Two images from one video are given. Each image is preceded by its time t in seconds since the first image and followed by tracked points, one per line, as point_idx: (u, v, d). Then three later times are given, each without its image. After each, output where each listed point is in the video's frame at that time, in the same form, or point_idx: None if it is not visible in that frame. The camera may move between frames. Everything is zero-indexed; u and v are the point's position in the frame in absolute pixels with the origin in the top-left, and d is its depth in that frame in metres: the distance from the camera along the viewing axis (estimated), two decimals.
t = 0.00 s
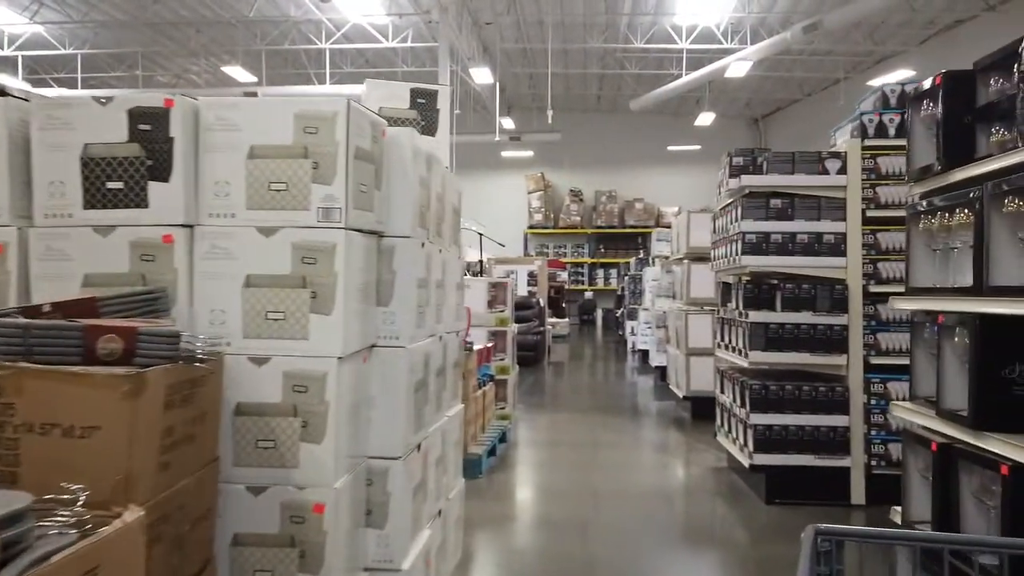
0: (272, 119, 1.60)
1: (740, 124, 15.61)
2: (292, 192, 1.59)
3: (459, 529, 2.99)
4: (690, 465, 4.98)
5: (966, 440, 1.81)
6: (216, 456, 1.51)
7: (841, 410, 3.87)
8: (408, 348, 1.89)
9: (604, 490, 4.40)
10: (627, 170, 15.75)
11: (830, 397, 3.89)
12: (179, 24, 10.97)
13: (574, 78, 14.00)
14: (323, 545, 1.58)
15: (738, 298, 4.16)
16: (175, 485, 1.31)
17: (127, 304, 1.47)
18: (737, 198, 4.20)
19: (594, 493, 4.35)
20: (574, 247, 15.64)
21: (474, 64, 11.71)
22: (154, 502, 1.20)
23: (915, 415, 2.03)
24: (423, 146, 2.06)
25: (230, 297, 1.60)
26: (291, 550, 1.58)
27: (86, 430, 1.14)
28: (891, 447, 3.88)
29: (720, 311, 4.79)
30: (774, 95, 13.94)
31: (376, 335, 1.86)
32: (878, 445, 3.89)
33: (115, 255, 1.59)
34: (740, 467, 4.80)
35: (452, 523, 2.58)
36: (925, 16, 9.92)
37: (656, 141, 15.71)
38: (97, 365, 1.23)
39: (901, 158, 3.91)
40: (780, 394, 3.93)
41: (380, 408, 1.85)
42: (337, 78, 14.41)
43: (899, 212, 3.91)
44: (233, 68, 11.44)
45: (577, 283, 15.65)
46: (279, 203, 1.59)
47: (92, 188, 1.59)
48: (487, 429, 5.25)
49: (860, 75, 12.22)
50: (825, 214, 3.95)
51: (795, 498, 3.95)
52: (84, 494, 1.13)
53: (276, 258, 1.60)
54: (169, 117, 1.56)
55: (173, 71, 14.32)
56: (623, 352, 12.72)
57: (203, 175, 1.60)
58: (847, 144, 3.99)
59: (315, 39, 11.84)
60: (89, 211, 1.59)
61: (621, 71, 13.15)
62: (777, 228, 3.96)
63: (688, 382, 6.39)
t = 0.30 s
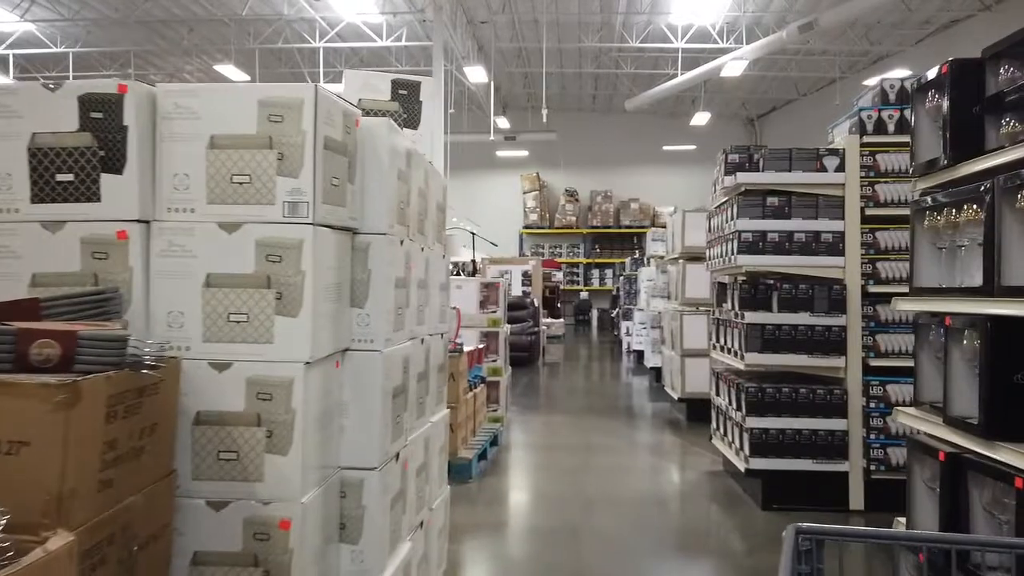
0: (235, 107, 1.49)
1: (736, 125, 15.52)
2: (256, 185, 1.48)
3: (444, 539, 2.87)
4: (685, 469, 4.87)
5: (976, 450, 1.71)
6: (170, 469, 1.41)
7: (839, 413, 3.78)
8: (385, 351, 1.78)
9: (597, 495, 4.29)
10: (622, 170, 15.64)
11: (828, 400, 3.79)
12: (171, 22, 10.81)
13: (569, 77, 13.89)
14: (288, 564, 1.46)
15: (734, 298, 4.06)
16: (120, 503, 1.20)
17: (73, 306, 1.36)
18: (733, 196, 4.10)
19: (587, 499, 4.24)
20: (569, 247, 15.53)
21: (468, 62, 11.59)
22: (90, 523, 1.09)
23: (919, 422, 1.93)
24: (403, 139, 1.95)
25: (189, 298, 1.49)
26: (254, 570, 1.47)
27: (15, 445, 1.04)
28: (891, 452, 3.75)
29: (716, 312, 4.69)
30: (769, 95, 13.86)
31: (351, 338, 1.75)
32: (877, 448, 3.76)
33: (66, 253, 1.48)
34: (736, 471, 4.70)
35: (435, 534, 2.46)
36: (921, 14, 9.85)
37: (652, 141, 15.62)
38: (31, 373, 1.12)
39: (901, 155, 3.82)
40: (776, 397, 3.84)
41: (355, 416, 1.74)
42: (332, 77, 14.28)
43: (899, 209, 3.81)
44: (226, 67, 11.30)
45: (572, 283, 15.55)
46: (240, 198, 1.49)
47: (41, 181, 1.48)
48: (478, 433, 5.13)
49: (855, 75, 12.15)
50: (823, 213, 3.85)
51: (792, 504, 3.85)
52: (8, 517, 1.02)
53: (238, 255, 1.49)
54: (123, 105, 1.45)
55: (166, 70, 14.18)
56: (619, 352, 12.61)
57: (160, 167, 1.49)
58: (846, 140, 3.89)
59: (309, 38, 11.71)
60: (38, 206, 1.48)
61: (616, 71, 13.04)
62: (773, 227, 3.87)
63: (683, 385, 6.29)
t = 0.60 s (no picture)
0: (199, 94, 1.39)
1: (732, 125, 15.46)
2: (221, 177, 1.38)
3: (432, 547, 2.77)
4: (682, 473, 4.77)
5: (990, 462, 1.63)
6: (128, 482, 1.31)
7: (839, 417, 3.69)
8: (364, 355, 1.68)
9: (592, 500, 4.20)
10: (619, 170, 15.55)
11: (828, 403, 3.70)
12: (164, 21, 10.66)
13: (565, 77, 13.80)
14: None
15: (732, 299, 3.96)
16: (64, 523, 1.10)
17: (23, 308, 1.26)
18: (731, 193, 4.00)
19: (582, 503, 4.15)
20: (566, 247, 15.43)
21: (464, 62, 11.48)
22: (24, 547, 1.00)
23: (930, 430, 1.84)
24: (385, 132, 1.86)
25: (151, 299, 1.39)
26: None
27: None
28: (893, 456, 3.63)
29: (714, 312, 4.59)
30: (766, 94, 13.79)
31: (327, 341, 1.65)
32: (879, 453, 3.64)
33: (18, 251, 1.38)
34: (734, 474, 4.60)
35: (421, 544, 2.36)
36: (918, 14, 9.81)
37: (649, 141, 15.54)
38: None
39: (902, 152, 3.74)
40: (775, 400, 3.75)
41: (332, 423, 1.64)
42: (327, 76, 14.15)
43: (900, 208, 3.73)
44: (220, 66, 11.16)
45: (569, 283, 15.47)
46: (205, 191, 1.39)
47: None
48: (471, 436, 5.03)
49: (852, 74, 12.11)
50: (823, 211, 3.76)
51: (792, 509, 3.76)
52: None
53: (202, 252, 1.39)
54: (78, 91, 1.35)
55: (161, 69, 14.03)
56: (615, 352, 12.53)
57: (120, 160, 1.39)
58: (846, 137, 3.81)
59: (304, 37, 11.58)
60: None
61: (613, 70, 12.95)
62: (773, 226, 3.77)
63: (680, 386, 6.20)
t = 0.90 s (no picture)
0: (164, 79, 1.30)
1: (732, 125, 15.37)
2: (188, 167, 1.29)
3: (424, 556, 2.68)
4: (682, 477, 4.68)
5: (1009, 470, 1.55)
6: (87, 494, 1.22)
7: (843, 419, 3.60)
8: (346, 357, 1.59)
9: (590, 504, 4.10)
10: (619, 170, 15.46)
11: (831, 406, 3.61)
12: (160, 19, 10.54)
13: (564, 76, 13.69)
14: None
15: (733, 299, 3.87)
16: (9, 541, 1.01)
17: None
18: (732, 190, 3.90)
19: (579, 508, 4.06)
20: (565, 247, 15.32)
21: (463, 61, 11.38)
22: None
23: (945, 439, 1.76)
24: (370, 122, 1.76)
25: (114, 298, 1.30)
26: None
27: None
28: (898, 460, 3.54)
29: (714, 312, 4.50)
30: (766, 94, 13.69)
31: (307, 343, 1.56)
32: (884, 457, 3.55)
33: None
34: (735, 478, 4.51)
35: (411, 553, 2.27)
36: (919, 13, 9.73)
37: (648, 140, 15.44)
38: None
39: (908, 149, 3.65)
40: (777, 402, 3.65)
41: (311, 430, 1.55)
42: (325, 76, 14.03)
43: (905, 206, 3.64)
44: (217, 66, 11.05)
45: (568, 283, 15.36)
46: (171, 182, 1.30)
47: None
48: (467, 439, 4.93)
49: (852, 74, 12.02)
50: (826, 209, 3.67)
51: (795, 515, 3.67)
52: None
53: (169, 248, 1.30)
54: (34, 74, 1.25)
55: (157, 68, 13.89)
56: (614, 352, 12.43)
57: (82, 148, 1.30)
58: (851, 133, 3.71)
59: (301, 36, 11.47)
60: None
61: (612, 70, 12.85)
62: (774, 223, 3.68)
63: (680, 388, 6.11)
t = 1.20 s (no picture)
0: (135, 66, 1.23)
1: (731, 125, 15.31)
2: (160, 161, 1.22)
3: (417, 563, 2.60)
4: (682, 479, 4.61)
5: None
6: (51, 507, 1.15)
7: (846, 422, 3.52)
8: (331, 360, 1.51)
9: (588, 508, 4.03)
10: (618, 170, 15.39)
11: (834, 408, 3.54)
12: (159, 19, 10.46)
13: (564, 76, 13.62)
14: None
15: (734, 299, 3.80)
16: None
17: None
18: (733, 190, 3.83)
19: (578, 511, 3.99)
20: (565, 247, 15.22)
21: (462, 61, 11.32)
22: None
23: (958, 448, 1.70)
24: (357, 116, 1.69)
25: (82, 299, 1.23)
26: None
27: None
28: (902, 464, 3.46)
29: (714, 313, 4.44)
30: (766, 94, 13.63)
31: (290, 346, 1.49)
32: (888, 461, 3.48)
33: None
34: (736, 481, 4.44)
35: (402, 560, 2.20)
36: (919, 13, 9.66)
37: (648, 140, 15.38)
38: None
39: (912, 147, 3.58)
40: (779, 405, 3.57)
41: (294, 437, 1.48)
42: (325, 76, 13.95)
43: (909, 204, 3.57)
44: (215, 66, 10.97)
45: (568, 283, 15.28)
46: (142, 177, 1.23)
47: None
48: (464, 441, 4.85)
49: (852, 74, 11.96)
50: (829, 207, 3.59)
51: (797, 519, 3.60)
52: None
53: (138, 246, 1.23)
54: None
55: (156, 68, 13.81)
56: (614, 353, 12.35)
57: (49, 140, 1.23)
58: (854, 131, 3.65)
59: (301, 36, 11.39)
60: None
61: (611, 70, 12.78)
62: (776, 222, 3.60)
63: (679, 389, 6.04)
